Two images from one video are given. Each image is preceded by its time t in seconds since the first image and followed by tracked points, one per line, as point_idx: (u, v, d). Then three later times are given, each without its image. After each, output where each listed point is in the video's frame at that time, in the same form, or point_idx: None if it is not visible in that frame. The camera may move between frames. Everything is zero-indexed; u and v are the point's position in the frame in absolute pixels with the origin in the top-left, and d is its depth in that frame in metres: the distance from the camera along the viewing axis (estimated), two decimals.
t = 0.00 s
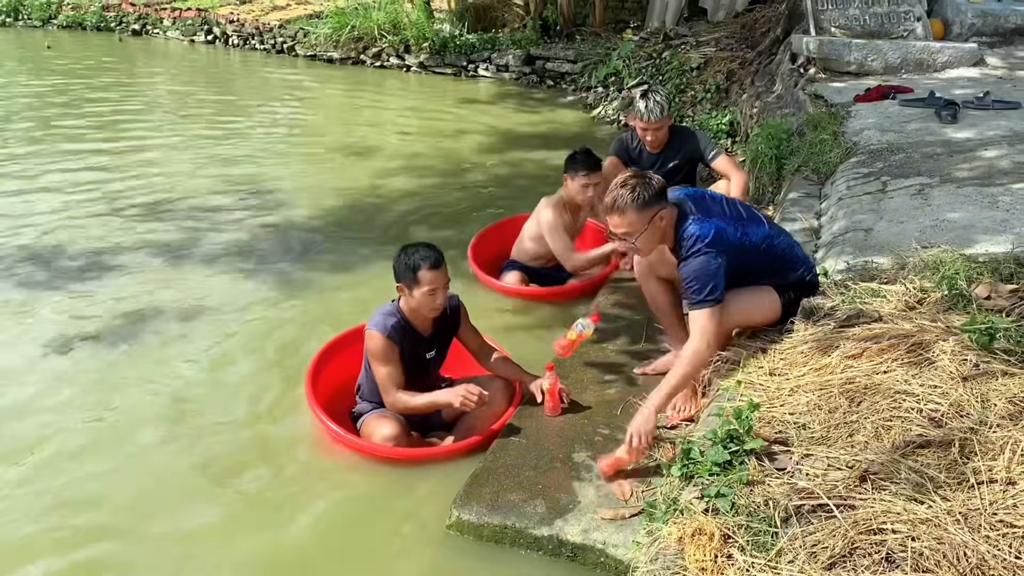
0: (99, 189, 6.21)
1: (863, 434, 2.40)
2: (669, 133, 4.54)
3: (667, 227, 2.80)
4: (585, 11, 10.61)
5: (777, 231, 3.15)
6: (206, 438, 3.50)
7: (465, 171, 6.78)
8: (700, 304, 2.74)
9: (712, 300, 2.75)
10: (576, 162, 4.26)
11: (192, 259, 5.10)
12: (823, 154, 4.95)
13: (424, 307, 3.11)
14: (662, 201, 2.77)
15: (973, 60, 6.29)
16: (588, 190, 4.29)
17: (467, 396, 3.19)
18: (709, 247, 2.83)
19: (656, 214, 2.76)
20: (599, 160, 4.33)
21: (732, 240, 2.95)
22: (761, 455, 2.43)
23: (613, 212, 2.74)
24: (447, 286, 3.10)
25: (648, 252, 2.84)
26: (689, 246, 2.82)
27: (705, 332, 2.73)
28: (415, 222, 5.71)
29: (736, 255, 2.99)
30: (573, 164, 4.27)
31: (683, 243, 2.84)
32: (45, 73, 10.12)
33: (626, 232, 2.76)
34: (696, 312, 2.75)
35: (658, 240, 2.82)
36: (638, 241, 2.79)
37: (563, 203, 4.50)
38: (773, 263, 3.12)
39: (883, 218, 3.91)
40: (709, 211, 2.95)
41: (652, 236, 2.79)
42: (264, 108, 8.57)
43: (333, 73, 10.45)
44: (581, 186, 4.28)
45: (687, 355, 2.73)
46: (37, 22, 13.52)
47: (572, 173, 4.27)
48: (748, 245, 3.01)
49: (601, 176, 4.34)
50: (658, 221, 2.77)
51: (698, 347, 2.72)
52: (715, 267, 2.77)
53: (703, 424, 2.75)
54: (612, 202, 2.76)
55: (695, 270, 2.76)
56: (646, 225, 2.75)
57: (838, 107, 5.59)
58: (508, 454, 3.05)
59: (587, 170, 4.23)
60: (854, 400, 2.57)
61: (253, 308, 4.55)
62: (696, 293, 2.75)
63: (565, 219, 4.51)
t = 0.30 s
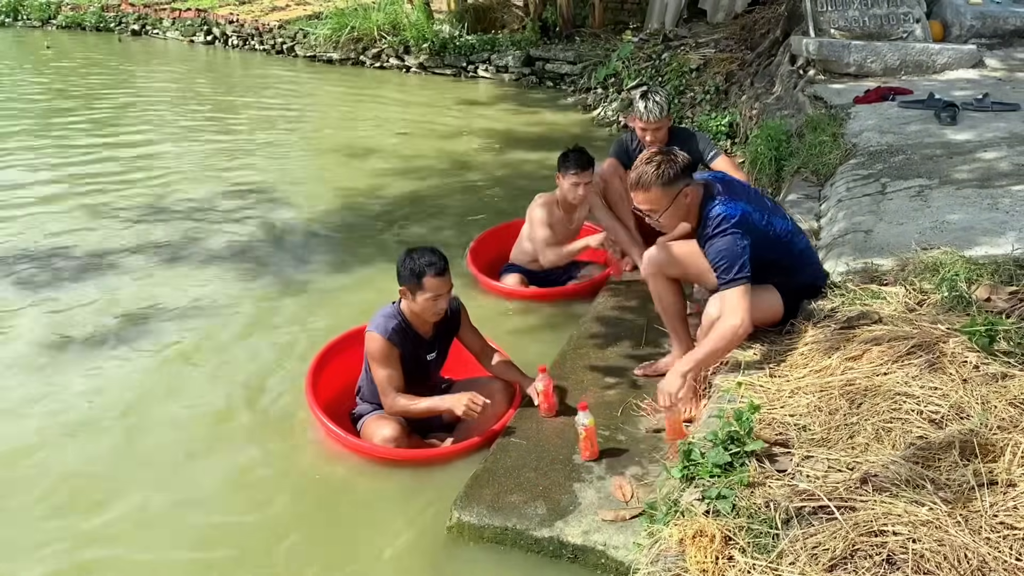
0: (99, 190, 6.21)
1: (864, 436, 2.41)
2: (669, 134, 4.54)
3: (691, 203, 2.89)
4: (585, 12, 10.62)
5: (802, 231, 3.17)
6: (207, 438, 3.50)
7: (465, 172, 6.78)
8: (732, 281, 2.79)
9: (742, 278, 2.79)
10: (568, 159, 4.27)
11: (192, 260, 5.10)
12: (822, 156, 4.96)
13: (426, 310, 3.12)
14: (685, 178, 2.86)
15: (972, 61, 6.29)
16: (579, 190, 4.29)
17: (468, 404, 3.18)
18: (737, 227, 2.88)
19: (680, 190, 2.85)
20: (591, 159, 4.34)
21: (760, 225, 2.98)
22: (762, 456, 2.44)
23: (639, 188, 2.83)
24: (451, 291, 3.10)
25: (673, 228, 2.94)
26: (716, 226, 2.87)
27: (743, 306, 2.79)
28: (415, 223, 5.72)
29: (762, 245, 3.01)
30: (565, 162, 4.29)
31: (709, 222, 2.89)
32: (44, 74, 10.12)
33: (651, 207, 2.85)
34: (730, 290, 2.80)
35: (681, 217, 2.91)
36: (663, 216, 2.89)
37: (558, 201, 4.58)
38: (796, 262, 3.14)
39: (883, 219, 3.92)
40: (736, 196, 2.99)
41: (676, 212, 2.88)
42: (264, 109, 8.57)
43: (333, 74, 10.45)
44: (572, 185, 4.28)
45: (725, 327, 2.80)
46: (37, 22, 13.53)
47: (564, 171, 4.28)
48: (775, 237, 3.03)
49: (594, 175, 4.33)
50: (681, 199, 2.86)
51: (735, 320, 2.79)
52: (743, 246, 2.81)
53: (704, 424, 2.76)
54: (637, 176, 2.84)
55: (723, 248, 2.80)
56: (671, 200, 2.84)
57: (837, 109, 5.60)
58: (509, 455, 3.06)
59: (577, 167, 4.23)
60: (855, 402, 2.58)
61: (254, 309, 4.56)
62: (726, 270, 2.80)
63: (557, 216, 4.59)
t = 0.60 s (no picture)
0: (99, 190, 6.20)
1: (867, 437, 2.41)
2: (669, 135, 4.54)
3: (692, 202, 2.89)
4: (584, 13, 10.61)
5: (806, 236, 3.14)
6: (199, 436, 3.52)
7: (465, 172, 6.78)
8: (707, 287, 2.83)
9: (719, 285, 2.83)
10: (556, 159, 4.26)
11: (192, 260, 5.10)
12: (823, 157, 4.96)
13: (429, 309, 3.11)
14: (688, 175, 2.87)
15: (973, 63, 6.28)
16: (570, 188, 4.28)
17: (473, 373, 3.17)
18: (733, 233, 2.86)
19: (681, 188, 2.85)
20: (581, 157, 4.32)
21: (759, 231, 2.95)
22: (765, 458, 2.43)
23: (639, 182, 2.84)
24: (453, 290, 3.09)
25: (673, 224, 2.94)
26: (711, 227, 2.86)
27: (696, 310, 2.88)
28: (415, 223, 5.72)
29: (761, 247, 2.99)
30: (554, 161, 4.27)
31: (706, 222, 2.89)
32: (43, 73, 10.11)
33: (652, 203, 2.86)
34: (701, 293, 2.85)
35: (680, 215, 2.91)
36: (663, 212, 2.89)
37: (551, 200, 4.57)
38: (795, 267, 3.13)
39: (885, 221, 3.91)
40: (743, 197, 2.95)
41: (676, 210, 2.89)
42: (263, 109, 8.56)
43: (332, 74, 10.45)
44: (564, 184, 4.27)
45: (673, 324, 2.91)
46: (36, 22, 13.51)
47: (554, 172, 4.28)
48: (774, 241, 3.01)
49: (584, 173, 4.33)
50: (682, 197, 2.86)
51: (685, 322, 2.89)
52: (730, 255, 2.82)
53: (706, 426, 2.75)
54: (639, 172, 2.84)
55: (708, 253, 2.82)
56: (671, 198, 2.85)
57: (838, 110, 5.60)
58: (510, 456, 3.06)
59: (567, 167, 4.22)
60: (858, 403, 2.57)
61: (254, 309, 4.55)
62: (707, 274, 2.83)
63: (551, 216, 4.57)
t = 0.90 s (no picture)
0: (98, 189, 6.18)
1: (875, 440, 2.39)
2: (671, 135, 4.52)
3: (687, 206, 2.91)
4: (585, 13, 10.58)
5: (805, 241, 3.12)
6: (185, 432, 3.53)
7: (466, 172, 6.76)
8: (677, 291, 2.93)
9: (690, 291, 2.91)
10: (556, 156, 4.26)
11: (192, 259, 5.07)
12: (826, 157, 4.95)
13: (429, 308, 3.09)
14: (687, 180, 2.88)
15: (975, 63, 6.27)
16: (570, 186, 4.26)
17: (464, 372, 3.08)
18: (717, 243, 2.89)
19: (677, 193, 2.87)
20: (580, 154, 4.31)
21: (751, 240, 2.95)
22: (772, 460, 2.42)
23: (636, 186, 2.87)
24: (454, 290, 3.07)
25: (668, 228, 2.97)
26: (696, 233, 2.90)
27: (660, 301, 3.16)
28: (416, 223, 5.70)
29: (750, 253, 2.99)
30: (555, 159, 4.27)
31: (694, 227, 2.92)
32: (40, 71, 10.07)
33: (647, 206, 2.89)
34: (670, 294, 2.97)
35: (676, 218, 2.94)
36: (657, 216, 2.92)
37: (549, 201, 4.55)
38: (789, 273, 3.12)
39: (889, 222, 3.90)
40: (735, 202, 2.93)
41: (671, 214, 2.91)
42: (263, 108, 8.54)
43: (332, 73, 10.42)
44: (564, 181, 4.26)
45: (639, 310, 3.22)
46: (34, 20, 13.46)
47: (554, 169, 4.27)
48: (764, 248, 3.00)
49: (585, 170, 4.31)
50: (678, 201, 2.88)
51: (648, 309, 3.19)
52: (706, 264, 2.87)
53: (712, 428, 2.74)
54: (635, 175, 2.87)
55: (685, 259, 2.87)
56: (667, 202, 2.87)
57: (841, 110, 5.59)
58: (514, 458, 3.04)
59: (566, 163, 4.21)
60: (865, 405, 2.56)
61: (255, 308, 4.53)
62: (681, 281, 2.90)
63: (546, 216, 4.56)
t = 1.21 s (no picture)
0: (95, 189, 6.13)
1: (887, 449, 2.35)
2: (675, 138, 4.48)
3: (706, 189, 2.79)
4: (585, 12, 10.53)
5: (820, 238, 3.06)
6: (173, 432, 3.51)
7: (466, 172, 6.71)
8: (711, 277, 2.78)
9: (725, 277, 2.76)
10: (563, 164, 4.20)
11: (190, 260, 5.02)
12: (830, 159, 4.91)
13: (427, 314, 3.05)
14: (707, 160, 2.77)
15: (979, 63, 6.23)
16: (575, 195, 4.21)
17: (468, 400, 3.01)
18: (746, 226, 2.78)
19: (698, 173, 2.75)
20: (587, 163, 4.26)
21: (775, 229, 2.87)
22: (782, 470, 2.37)
23: (656, 167, 2.74)
24: (452, 296, 3.02)
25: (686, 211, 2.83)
26: (720, 219, 2.79)
27: (702, 301, 2.83)
28: (416, 225, 5.65)
29: (772, 244, 2.90)
30: (561, 166, 4.21)
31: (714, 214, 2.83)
32: (38, 70, 10.01)
33: (667, 186, 2.75)
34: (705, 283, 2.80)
35: (694, 202, 2.82)
36: (677, 198, 2.78)
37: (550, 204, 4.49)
38: (806, 271, 3.06)
39: (896, 224, 3.86)
40: (757, 189, 2.87)
41: (691, 196, 2.78)
42: (261, 107, 8.49)
43: (331, 72, 10.37)
44: (568, 190, 4.20)
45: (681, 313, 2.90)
46: (31, 18, 13.40)
47: (560, 175, 4.21)
48: (786, 240, 2.92)
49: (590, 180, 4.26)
50: (699, 182, 2.76)
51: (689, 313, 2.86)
52: (739, 247, 2.74)
53: (719, 436, 2.69)
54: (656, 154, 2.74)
55: (715, 246, 2.74)
56: (688, 182, 2.74)
57: (845, 110, 5.55)
58: (517, 465, 2.99)
59: (573, 173, 4.16)
60: (875, 414, 2.51)
61: (253, 310, 4.48)
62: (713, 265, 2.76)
63: (547, 220, 4.50)
